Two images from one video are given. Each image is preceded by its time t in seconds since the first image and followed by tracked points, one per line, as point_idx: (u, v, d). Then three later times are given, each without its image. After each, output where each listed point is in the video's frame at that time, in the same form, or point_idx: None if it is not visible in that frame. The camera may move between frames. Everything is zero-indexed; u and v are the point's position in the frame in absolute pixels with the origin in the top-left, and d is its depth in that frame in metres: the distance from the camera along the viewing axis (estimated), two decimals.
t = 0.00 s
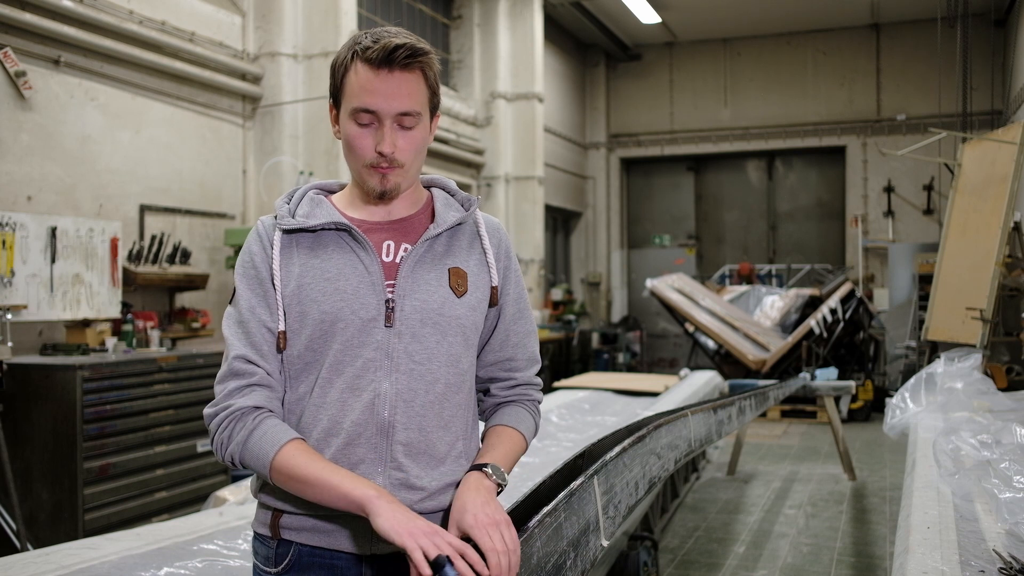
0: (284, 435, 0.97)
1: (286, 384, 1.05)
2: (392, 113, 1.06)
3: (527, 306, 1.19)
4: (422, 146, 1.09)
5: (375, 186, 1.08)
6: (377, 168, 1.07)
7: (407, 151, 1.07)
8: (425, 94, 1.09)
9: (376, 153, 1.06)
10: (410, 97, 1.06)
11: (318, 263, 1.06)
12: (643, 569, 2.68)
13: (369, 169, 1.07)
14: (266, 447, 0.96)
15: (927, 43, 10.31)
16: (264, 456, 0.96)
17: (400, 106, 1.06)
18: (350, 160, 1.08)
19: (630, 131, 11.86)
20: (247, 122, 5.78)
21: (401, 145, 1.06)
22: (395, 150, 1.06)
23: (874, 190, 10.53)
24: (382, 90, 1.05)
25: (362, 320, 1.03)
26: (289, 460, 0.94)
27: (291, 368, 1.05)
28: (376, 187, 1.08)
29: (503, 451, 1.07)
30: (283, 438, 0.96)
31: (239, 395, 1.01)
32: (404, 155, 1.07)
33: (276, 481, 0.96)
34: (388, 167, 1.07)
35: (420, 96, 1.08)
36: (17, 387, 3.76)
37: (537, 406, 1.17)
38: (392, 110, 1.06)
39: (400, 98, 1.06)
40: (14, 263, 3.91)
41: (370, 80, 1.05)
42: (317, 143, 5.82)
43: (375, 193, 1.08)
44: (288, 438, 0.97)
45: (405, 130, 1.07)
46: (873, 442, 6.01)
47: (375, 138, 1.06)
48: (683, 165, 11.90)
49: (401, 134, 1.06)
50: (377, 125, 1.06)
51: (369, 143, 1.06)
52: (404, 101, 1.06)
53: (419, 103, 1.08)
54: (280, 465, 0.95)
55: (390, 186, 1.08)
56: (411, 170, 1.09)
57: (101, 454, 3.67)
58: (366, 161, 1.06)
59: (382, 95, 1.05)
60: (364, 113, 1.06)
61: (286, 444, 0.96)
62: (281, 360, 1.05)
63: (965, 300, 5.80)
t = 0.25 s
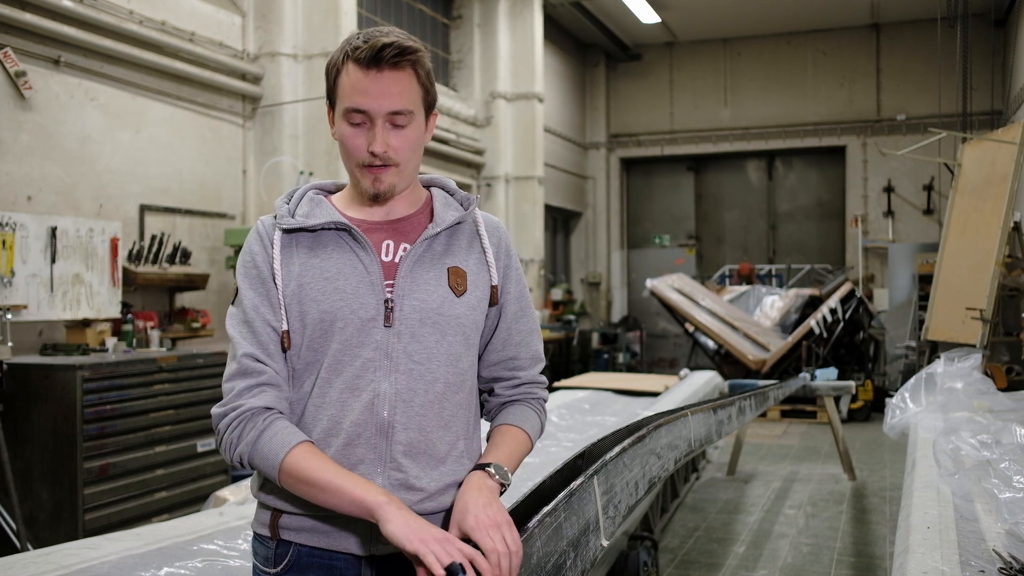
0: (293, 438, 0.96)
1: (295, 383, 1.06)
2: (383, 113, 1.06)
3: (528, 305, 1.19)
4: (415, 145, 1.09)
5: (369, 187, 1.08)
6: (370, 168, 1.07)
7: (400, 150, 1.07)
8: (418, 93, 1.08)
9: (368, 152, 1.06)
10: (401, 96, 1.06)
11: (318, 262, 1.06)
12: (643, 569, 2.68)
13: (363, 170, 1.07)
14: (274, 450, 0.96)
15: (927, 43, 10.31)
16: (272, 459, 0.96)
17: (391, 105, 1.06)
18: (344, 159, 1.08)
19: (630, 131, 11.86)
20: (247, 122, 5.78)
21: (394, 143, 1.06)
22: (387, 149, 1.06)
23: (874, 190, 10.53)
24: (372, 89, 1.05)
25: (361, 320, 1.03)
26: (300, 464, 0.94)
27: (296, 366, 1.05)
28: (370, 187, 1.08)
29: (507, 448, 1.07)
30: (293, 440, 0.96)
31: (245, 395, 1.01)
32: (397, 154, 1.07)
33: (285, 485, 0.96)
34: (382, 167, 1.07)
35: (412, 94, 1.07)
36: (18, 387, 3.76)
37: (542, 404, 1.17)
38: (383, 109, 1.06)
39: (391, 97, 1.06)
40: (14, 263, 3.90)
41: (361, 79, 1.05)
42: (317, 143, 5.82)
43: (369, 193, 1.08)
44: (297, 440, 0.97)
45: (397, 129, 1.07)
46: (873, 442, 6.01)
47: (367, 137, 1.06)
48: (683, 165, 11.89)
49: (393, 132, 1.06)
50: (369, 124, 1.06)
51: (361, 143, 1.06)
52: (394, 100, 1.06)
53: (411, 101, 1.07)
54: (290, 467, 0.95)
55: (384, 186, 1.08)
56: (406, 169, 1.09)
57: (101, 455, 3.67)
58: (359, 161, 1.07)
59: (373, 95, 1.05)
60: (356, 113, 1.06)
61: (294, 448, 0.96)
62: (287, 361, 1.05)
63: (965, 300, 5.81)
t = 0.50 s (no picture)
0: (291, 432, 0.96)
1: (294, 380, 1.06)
2: (377, 112, 1.06)
3: (528, 305, 1.18)
4: (411, 143, 1.09)
5: (366, 186, 1.08)
6: (366, 167, 1.07)
7: (395, 149, 1.07)
8: (413, 91, 1.08)
9: (363, 152, 1.06)
10: (395, 94, 1.06)
11: (317, 262, 1.06)
12: (643, 569, 2.68)
13: (359, 169, 1.07)
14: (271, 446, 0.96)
15: (927, 43, 10.31)
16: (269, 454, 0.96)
17: (385, 104, 1.05)
18: (341, 158, 1.08)
19: (630, 131, 11.86)
20: (247, 122, 5.78)
21: (388, 142, 1.06)
22: (381, 148, 1.06)
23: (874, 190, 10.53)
24: (366, 88, 1.05)
25: (360, 321, 1.03)
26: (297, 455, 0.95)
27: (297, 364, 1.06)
28: (366, 186, 1.08)
29: (506, 443, 1.07)
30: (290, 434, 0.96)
31: (245, 392, 1.01)
32: (392, 153, 1.07)
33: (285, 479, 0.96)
34: (377, 166, 1.07)
35: (406, 93, 1.07)
36: (18, 387, 3.76)
37: (542, 403, 1.17)
38: (377, 108, 1.05)
39: (385, 96, 1.05)
40: (14, 263, 3.90)
41: (355, 79, 1.05)
42: (317, 143, 5.82)
43: (366, 192, 1.08)
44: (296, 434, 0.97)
45: (391, 128, 1.07)
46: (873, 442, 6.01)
47: (362, 137, 1.06)
48: (683, 165, 11.89)
49: (388, 131, 1.06)
50: (364, 124, 1.06)
51: (356, 142, 1.06)
52: (388, 99, 1.06)
53: (405, 100, 1.07)
54: (291, 461, 0.95)
55: (380, 185, 1.08)
56: (402, 167, 1.09)
57: (101, 455, 3.67)
58: (355, 160, 1.07)
59: (367, 95, 1.05)
60: (350, 113, 1.06)
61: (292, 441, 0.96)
62: (288, 359, 1.05)
63: (965, 300, 5.80)
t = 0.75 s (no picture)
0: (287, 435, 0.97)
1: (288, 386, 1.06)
2: (374, 111, 1.06)
3: (529, 306, 1.18)
4: (409, 142, 1.08)
5: (365, 186, 1.08)
6: (365, 168, 1.07)
7: (394, 148, 1.07)
8: (410, 89, 1.08)
9: (362, 152, 1.06)
10: (393, 92, 1.06)
11: (317, 264, 1.06)
12: (643, 569, 2.68)
13: (358, 168, 1.07)
14: (268, 448, 0.96)
15: (927, 43, 10.31)
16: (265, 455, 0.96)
17: (382, 102, 1.05)
18: (340, 158, 1.08)
19: (630, 131, 11.86)
20: (247, 122, 5.78)
21: (386, 141, 1.06)
22: (379, 147, 1.06)
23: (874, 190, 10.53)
24: (363, 87, 1.05)
25: (361, 322, 1.02)
26: (293, 460, 0.95)
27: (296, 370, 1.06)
28: (366, 186, 1.08)
29: (504, 445, 1.07)
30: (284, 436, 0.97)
31: (240, 402, 1.01)
32: (391, 152, 1.07)
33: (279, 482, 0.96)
34: (376, 166, 1.07)
35: (403, 91, 1.07)
36: (18, 387, 3.76)
37: (539, 404, 1.18)
38: (375, 106, 1.05)
39: (382, 95, 1.05)
40: (14, 263, 3.90)
41: (351, 78, 1.06)
42: (317, 143, 5.82)
43: (366, 193, 1.08)
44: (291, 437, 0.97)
45: (389, 126, 1.07)
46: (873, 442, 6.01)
47: (360, 135, 1.06)
48: (683, 165, 11.89)
49: (385, 130, 1.06)
50: (361, 123, 1.06)
51: (355, 142, 1.06)
52: (385, 97, 1.06)
53: (403, 98, 1.07)
54: (287, 465, 0.95)
55: (380, 185, 1.08)
56: (401, 166, 1.08)
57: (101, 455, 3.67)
58: (354, 160, 1.07)
59: (365, 94, 1.05)
60: (348, 112, 1.06)
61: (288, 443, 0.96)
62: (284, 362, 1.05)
63: (965, 301, 5.80)
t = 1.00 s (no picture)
0: (250, 424, 1.00)
1: (267, 388, 1.09)
2: (377, 96, 1.06)
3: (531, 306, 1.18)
4: (412, 130, 1.09)
5: (368, 173, 1.07)
6: (367, 155, 1.07)
7: (397, 134, 1.07)
8: (412, 78, 1.09)
9: (364, 137, 1.06)
10: (395, 79, 1.07)
11: (316, 266, 1.06)
12: (643, 568, 2.68)
13: (360, 156, 1.07)
14: (231, 439, 0.99)
15: (927, 43, 10.32)
16: (230, 446, 0.99)
17: (385, 88, 1.06)
18: (342, 149, 1.08)
19: (630, 131, 11.86)
20: (247, 122, 5.78)
21: (390, 127, 1.06)
22: (382, 133, 1.06)
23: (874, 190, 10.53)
24: (365, 74, 1.07)
25: (364, 323, 1.02)
26: (255, 444, 0.98)
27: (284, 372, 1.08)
28: (369, 174, 1.07)
29: (508, 434, 1.08)
30: (244, 425, 1.00)
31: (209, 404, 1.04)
32: (394, 139, 1.07)
33: (245, 469, 1.00)
34: (379, 153, 1.07)
35: (405, 79, 1.08)
36: (18, 387, 3.76)
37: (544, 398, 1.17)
38: (378, 92, 1.06)
39: (384, 81, 1.07)
40: (14, 263, 3.90)
41: (353, 67, 1.07)
42: (317, 144, 5.82)
43: (368, 180, 1.07)
44: (253, 425, 1.00)
45: (392, 113, 1.07)
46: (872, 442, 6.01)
47: (363, 123, 1.06)
48: (683, 165, 11.89)
49: (388, 116, 1.07)
50: (364, 110, 1.07)
51: (357, 128, 1.06)
52: (387, 83, 1.07)
53: (405, 85, 1.08)
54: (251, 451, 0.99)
55: (383, 173, 1.07)
56: (403, 155, 1.08)
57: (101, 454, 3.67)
58: (356, 147, 1.06)
59: (367, 80, 1.06)
60: (351, 100, 1.07)
61: (252, 433, 0.99)
62: (263, 363, 1.07)
63: (965, 301, 5.80)
